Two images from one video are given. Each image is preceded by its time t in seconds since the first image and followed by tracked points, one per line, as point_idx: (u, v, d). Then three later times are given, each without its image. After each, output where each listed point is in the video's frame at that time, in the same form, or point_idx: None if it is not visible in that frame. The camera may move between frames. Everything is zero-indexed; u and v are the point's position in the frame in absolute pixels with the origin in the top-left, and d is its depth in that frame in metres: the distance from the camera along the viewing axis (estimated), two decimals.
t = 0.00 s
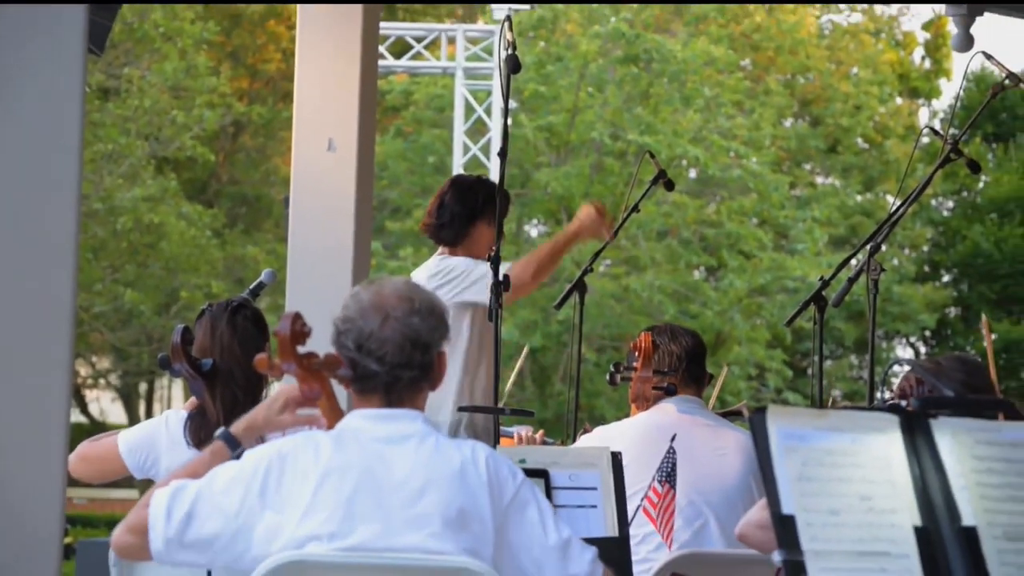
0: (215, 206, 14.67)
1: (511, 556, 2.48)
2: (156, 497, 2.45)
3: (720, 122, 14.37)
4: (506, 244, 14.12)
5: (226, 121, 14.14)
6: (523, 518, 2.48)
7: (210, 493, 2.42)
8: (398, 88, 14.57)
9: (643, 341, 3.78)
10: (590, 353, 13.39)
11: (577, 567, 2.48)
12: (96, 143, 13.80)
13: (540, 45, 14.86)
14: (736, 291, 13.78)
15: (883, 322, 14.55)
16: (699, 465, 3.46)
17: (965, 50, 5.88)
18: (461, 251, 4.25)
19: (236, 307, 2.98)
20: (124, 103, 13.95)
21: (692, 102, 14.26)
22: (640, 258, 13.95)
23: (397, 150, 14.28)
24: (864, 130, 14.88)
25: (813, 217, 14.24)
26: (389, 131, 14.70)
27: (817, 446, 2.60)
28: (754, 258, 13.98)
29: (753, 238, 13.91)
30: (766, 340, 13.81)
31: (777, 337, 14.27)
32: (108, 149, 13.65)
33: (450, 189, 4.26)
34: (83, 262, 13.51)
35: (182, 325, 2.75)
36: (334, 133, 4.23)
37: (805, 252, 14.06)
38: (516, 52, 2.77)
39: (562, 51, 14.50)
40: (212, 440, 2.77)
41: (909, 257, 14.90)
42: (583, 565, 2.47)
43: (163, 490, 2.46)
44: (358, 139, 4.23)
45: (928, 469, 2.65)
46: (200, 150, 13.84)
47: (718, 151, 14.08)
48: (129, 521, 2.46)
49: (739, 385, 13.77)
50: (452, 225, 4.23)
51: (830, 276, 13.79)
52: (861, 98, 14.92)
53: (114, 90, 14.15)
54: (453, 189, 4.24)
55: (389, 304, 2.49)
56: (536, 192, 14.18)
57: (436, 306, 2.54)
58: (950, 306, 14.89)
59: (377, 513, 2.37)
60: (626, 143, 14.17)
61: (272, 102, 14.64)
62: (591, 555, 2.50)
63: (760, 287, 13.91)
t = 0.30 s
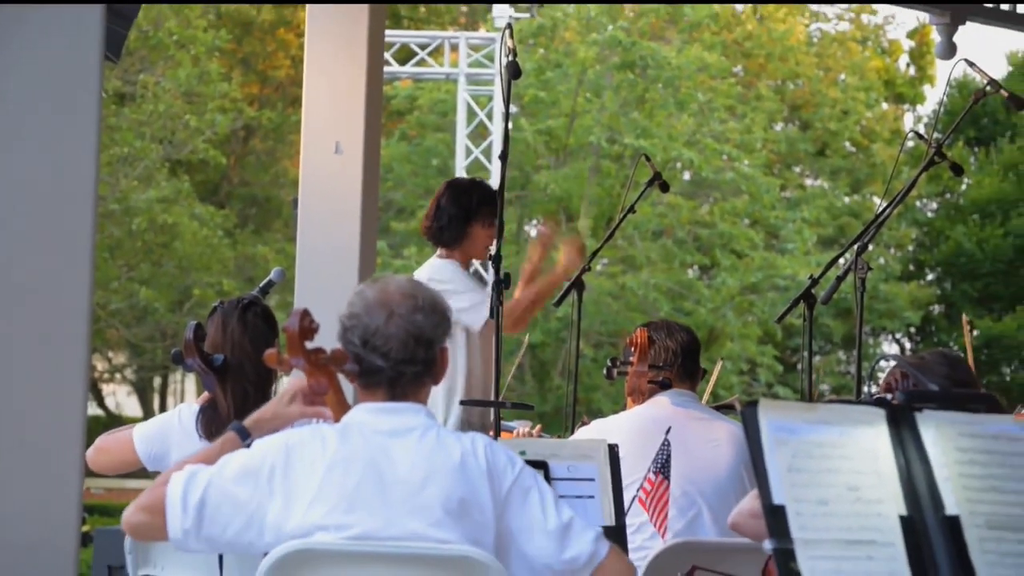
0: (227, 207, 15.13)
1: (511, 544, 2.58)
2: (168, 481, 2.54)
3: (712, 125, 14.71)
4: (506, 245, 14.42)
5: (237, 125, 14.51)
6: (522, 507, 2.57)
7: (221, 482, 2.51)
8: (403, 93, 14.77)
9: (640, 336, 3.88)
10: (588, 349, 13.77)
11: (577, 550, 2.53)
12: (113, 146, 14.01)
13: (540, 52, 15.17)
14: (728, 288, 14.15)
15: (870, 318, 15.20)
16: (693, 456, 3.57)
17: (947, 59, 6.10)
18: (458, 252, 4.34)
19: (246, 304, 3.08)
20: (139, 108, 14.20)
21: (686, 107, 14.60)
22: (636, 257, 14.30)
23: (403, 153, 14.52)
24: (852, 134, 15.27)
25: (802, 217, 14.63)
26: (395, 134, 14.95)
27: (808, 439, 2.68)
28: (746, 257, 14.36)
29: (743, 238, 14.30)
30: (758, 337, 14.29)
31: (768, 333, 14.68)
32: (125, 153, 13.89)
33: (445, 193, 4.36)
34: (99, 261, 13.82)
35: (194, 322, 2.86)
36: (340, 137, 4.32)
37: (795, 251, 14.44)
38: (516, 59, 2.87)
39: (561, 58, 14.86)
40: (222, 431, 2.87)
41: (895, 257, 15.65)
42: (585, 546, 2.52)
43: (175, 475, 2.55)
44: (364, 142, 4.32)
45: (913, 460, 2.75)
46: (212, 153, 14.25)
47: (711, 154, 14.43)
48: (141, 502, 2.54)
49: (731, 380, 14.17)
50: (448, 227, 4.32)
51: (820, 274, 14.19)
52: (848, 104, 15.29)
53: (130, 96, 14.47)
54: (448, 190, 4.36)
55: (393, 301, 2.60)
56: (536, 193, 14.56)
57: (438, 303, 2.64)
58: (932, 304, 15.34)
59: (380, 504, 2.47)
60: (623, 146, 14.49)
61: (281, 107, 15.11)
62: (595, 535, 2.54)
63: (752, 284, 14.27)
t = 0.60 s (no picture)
0: (238, 211, 15.33)
1: (510, 531, 2.70)
2: (182, 476, 2.67)
3: (704, 132, 14.98)
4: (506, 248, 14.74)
5: (248, 133, 14.76)
6: (521, 496, 2.68)
7: (232, 476, 2.64)
8: (407, 101, 15.09)
9: (636, 331, 4.06)
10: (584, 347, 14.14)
11: (573, 536, 2.66)
12: (129, 153, 14.41)
13: (539, 62, 15.43)
14: (718, 288, 14.50)
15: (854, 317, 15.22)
16: (685, 448, 3.69)
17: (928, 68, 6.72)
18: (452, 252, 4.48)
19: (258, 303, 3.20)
20: (155, 115, 14.55)
21: (679, 114, 14.89)
22: (631, 258, 14.63)
23: (407, 159, 14.74)
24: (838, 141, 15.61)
25: (790, 220, 14.95)
26: (397, 142, 15.24)
27: (794, 433, 2.80)
28: (736, 258, 14.73)
29: (734, 240, 14.65)
30: (747, 335, 14.57)
31: (757, 332, 15.12)
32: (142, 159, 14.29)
33: (441, 199, 4.48)
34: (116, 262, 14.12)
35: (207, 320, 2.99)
36: (347, 143, 4.57)
37: (783, 253, 14.67)
38: (516, 68, 2.99)
39: (559, 67, 15.10)
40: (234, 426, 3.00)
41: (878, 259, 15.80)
42: (580, 532, 2.65)
43: (189, 469, 2.68)
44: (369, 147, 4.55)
45: (895, 454, 2.87)
46: (226, 159, 14.37)
47: (702, 160, 14.73)
48: (157, 496, 2.69)
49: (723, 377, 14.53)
50: (444, 229, 4.45)
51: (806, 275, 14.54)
52: (835, 111, 15.56)
53: (145, 105, 14.83)
54: (442, 196, 4.48)
55: (398, 299, 2.71)
56: (535, 197, 14.89)
57: (440, 302, 2.76)
58: (914, 304, 15.68)
59: (384, 494, 2.60)
60: (618, 152, 14.75)
61: (291, 116, 15.12)
62: (590, 522, 2.67)
63: (742, 284, 14.63)
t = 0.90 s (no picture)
0: (252, 215, 15.98)
1: (509, 518, 2.84)
2: (199, 465, 2.82)
3: (694, 140, 15.35)
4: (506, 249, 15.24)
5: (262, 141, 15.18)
6: (519, 484, 2.83)
7: (245, 467, 2.79)
8: (412, 110, 15.45)
9: (634, 330, 4.20)
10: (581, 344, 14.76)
11: (568, 522, 2.81)
12: (148, 159, 14.65)
13: (537, 73, 15.70)
14: (709, 288, 15.05)
15: (839, 315, 16.20)
16: (679, 441, 3.85)
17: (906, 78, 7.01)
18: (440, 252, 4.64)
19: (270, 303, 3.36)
20: (173, 124, 14.81)
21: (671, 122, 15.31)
22: (626, 259, 15.12)
23: (412, 165, 14.96)
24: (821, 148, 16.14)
25: (776, 223, 15.42)
26: (404, 149, 15.50)
27: (780, 425, 2.95)
28: (724, 259, 15.28)
29: (723, 242, 15.22)
30: (735, 332, 15.27)
31: (745, 329, 15.79)
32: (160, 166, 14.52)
33: (429, 201, 4.65)
34: (137, 264, 14.44)
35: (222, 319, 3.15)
36: (355, 148, 4.54)
37: (770, 254, 15.28)
38: (515, 79, 3.14)
39: (557, 77, 15.40)
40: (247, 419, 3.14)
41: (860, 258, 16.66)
42: (575, 519, 2.80)
43: (204, 458, 2.83)
44: (377, 152, 4.53)
45: (876, 444, 3.02)
46: (241, 166, 14.74)
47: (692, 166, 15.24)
48: (174, 483, 2.83)
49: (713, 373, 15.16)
50: (431, 229, 4.63)
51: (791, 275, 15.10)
52: (818, 121, 16.11)
53: (165, 114, 15.03)
54: (431, 198, 4.64)
55: (403, 299, 2.87)
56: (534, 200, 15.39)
57: (444, 300, 2.91)
58: (893, 302, 16.60)
59: (390, 484, 2.75)
60: (613, 158, 15.12)
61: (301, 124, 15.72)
62: (585, 509, 2.82)
63: (731, 283, 15.20)
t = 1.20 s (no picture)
0: (262, 219, 16.10)
1: (509, 509, 2.97)
2: (212, 455, 2.96)
3: (686, 146, 15.80)
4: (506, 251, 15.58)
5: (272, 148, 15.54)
6: (519, 477, 2.96)
7: (256, 458, 2.93)
8: (416, 118, 15.71)
9: (633, 329, 4.34)
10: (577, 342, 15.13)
11: (564, 513, 2.93)
12: (164, 165, 14.99)
13: (535, 83, 16.01)
14: (700, 288, 15.40)
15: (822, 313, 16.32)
16: (675, 435, 3.99)
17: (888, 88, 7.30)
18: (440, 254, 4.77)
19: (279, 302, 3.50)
20: (187, 131, 15.11)
21: (664, 129, 15.67)
22: (621, 260, 15.44)
23: (417, 171, 15.30)
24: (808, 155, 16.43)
25: (765, 226, 15.78)
26: (407, 155, 15.82)
27: (770, 420, 3.08)
28: (715, 260, 15.62)
29: (714, 245, 15.55)
30: (725, 330, 15.64)
31: (735, 328, 16.20)
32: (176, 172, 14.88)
33: (426, 206, 4.78)
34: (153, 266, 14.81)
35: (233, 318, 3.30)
36: (361, 154, 4.66)
37: (758, 256, 15.63)
38: (516, 88, 3.27)
39: (554, 87, 15.77)
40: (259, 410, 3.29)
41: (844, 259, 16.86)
42: (570, 510, 2.92)
43: (218, 449, 2.96)
44: (382, 158, 4.65)
45: (861, 438, 3.15)
46: (252, 172, 15.10)
47: (683, 172, 15.58)
48: (187, 471, 2.97)
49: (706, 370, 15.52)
50: (430, 233, 4.76)
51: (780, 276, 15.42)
52: (804, 128, 16.39)
53: (179, 121, 15.30)
54: (429, 202, 4.77)
55: (411, 300, 3.00)
56: (533, 205, 15.74)
57: (450, 302, 3.05)
58: (876, 302, 17.02)
59: (394, 476, 2.88)
60: (608, 164, 15.62)
61: (310, 132, 16.01)
62: (580, 501, 2.94)
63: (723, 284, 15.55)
